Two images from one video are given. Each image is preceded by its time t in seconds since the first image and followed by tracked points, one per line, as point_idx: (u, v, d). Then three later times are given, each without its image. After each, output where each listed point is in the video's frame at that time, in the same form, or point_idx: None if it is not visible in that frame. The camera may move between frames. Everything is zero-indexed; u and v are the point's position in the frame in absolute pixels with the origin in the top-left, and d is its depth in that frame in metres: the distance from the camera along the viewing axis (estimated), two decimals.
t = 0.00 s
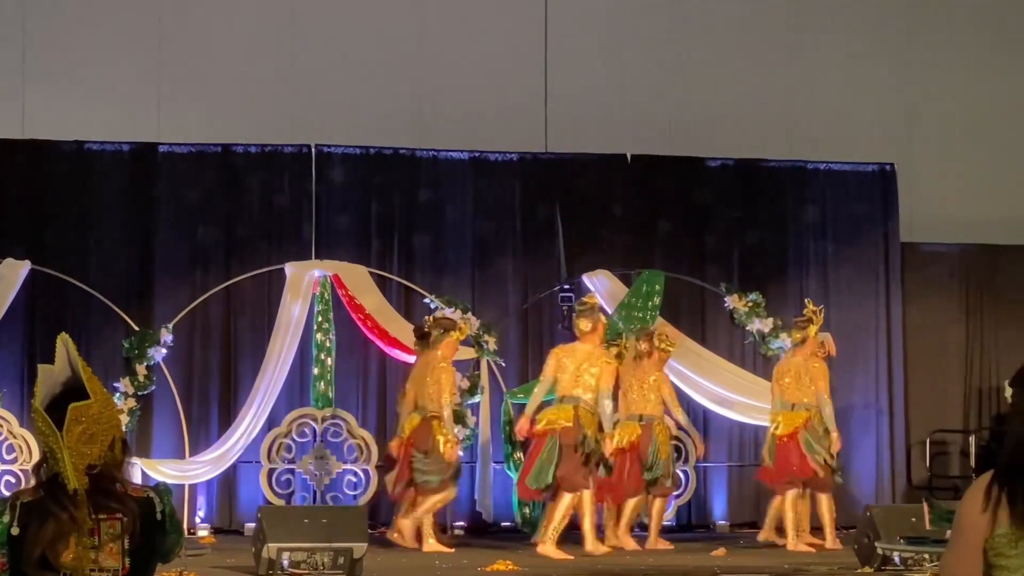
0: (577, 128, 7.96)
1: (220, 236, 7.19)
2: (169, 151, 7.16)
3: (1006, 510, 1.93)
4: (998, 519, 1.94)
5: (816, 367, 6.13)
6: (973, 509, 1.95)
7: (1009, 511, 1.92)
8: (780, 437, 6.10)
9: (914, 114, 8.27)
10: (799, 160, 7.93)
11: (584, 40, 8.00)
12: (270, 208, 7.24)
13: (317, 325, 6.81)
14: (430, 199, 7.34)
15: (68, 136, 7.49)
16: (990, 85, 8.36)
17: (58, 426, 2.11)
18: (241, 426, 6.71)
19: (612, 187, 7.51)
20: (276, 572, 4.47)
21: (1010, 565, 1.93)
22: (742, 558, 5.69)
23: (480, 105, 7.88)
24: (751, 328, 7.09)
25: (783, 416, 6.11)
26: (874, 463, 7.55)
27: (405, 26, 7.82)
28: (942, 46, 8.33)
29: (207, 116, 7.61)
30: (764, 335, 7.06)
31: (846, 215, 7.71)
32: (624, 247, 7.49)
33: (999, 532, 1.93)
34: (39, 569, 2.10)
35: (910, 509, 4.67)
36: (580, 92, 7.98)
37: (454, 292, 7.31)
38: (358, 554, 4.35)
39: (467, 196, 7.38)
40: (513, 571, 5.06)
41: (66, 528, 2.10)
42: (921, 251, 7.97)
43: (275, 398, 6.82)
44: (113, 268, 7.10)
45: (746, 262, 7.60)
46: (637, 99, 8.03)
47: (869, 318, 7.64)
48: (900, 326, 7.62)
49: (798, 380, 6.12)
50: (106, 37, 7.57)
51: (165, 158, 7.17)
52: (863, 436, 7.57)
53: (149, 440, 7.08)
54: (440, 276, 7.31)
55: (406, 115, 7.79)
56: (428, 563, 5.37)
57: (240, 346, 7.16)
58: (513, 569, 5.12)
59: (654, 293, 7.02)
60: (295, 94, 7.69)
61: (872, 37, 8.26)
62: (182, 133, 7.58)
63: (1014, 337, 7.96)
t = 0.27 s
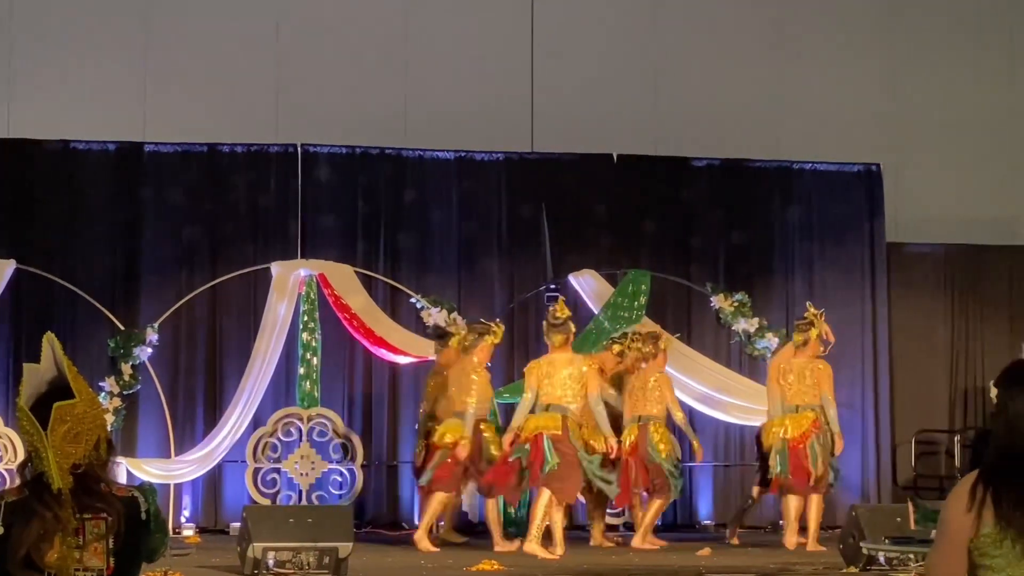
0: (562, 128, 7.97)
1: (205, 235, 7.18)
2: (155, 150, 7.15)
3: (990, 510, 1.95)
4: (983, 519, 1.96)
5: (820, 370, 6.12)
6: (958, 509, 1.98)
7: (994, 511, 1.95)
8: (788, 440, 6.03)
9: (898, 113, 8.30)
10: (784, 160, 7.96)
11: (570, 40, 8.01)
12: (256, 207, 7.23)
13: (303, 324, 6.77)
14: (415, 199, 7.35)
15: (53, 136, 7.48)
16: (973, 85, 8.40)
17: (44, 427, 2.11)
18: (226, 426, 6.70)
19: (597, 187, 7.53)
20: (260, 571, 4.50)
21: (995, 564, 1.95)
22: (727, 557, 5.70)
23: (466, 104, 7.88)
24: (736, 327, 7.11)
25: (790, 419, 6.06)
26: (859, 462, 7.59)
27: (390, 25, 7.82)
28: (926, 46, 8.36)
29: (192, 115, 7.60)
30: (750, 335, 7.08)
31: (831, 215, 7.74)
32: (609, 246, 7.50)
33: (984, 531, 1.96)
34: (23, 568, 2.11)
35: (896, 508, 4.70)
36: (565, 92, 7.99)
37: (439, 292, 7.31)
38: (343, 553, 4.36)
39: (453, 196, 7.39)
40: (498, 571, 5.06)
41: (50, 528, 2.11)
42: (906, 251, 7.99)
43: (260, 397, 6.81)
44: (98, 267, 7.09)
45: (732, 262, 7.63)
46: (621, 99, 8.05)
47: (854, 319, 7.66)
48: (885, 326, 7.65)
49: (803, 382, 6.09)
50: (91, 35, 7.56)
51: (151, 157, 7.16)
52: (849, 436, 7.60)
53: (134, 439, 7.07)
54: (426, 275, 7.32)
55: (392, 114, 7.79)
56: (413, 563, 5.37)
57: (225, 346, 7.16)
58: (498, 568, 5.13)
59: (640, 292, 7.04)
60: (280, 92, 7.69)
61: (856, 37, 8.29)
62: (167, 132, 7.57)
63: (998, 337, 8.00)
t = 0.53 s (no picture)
0: (550, 128, 7.98)
1: (192, 235, 7.17)
2: (141, 150, 7.14)
3: (976, 509, 1.89)
4: (970, 518, 1.90)
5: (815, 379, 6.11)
6: (944, 507, 1.91)
7: (979, 512, 1.89)
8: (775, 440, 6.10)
9: (884, 115, 8.33)
10: (770, 161, 7.98)
11: (557, 41, 8.03)
12: (242, 207, 7.23)
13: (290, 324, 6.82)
14: (402, 198, 7.35)
15: (39, 135, 7.47)
16: (959, 86, 8.43)
17: (27, 425, 2.11)
18: (213, 425, 6.69)
19: (584, 187, 7.54)
20: (246, 570, 4.49)
21: (981, 564, 1.90)
22: (714, 557, 5.71)
23: (453, 104, 7.88)
24: (723, 328, 7.36)
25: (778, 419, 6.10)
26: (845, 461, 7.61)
27: (377, 25, 7.83)
28: (912, 47, 8.40)
29: (179, 115, 7.59)
30: (736, 335, 7.35)
31: (817, 215, 7.77)
32: (596, 247, 7.52)
33: (968, 531, 1.90)
34: (9, 568, 2.10)
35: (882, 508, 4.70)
36: (552, 93, 8.00)
37: (426, 291, 7.32)
38: (330, 553, 4.38)
39: (439, 196, 7.39)
40: (485, 570, 5.06)
41: (35, 528, 2.10)
42: (891, 251, 8.02)
43: (247, 397, 6.80)
44: (84, 267, 7.08)
45: (718, 263, 7.65)
46: (608, 99, 8.06)
47: (840, 319, 7.70)
48: (871, 326, 7.68)
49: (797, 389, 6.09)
50: (78, 35, 7.55)
51: (137, 157, 7.15)
52: (835, 435, 7.63)
53: (121, 439, 7.06)
54: (413, 275, 7.32)
55: (379, 114, 7.79)
56: (400, 563, 5.37)
57: (212, 345, 7.15)
58: (484, 568, 5.13)
59: (626, 292, 7.07)
60: (267, 92, 7.68)
61: (842, 39, 8.32)
62: (154, 132, 7.56)
63: (984, 337, 8.03)
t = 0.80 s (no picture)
0: (538, 127, 7.99)
1: (180, 233, 7.17)
2: (129, 148, 7.13)
3: (962, 509, 1.90)
4: (956, 518, 1.91)
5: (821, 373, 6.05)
6: (931, 506, 1.92)
7: (964, 512, 1.90)
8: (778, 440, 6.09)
9: (871, 114, 8.36)
10: (758, 160, 8.01)
11: (545, 39, 8.04)
12: (230, 205, 7.22)
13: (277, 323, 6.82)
14: (390, 197, 7.35)
15: (27, 134, 7.46)
16: (946, 85, 8.46)
17: (10, 421, 2.12)
18: (200, 424, 6.68)
19: (572, 185, 7.55)
20: (232, 569, 4.48)
21: (968, 563, 1.91)
22: (700, 556, 5.73)
23: (442, 102, 7.89)
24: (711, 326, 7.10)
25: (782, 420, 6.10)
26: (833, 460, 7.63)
27: (365, 23, 7.83)
28: (898, 47, 8.43)
29: (167, 113, 7.59)
30: (724, 334, 7.08)
31: (805, 214, 7.79)
32: (584, 245, 7.53)
33: (954, 531, 1.91)
34: None
35: (869, 508, 4.72)
36: (541, 92, 8.01)
37: (414, 290, 7.32)
38: (316, 551, 4.42)
39: (427, 194, 7.39)
40: (472, 569, 5.06)
41: (19, 525, 2.11)
42: (878, 250, 8.05)
43: (234, 395, 6.80)
44: (71, 265, 7.07)
45: (706, 262, 7.66)
46: (596, 98, 8.08)
47: (827, 318, 7.72)
48: (859, 325, 7.70)
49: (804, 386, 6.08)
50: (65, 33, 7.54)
51: (125, 155, 7.14)
52: (822, 433, 7.65)
53: (108, 437, 7.05)
54: (401, 273, 7.32)
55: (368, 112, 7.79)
56: (387, 561, 5.37)
57: (199, 343, 7.14)
58: (471, 566, 5.13)
59: (614, 291, 7.07)
60: (255, 90, 7.68)
61: (830, 38, 8.35)
62: (142, 130, 7.56)
63: (971, 336, 8.06)
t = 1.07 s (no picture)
0: (526, 124, 8.00)
1: (168, 230, 7.16)
2: (117, 144, 7.12)
3: (949, 508, 1.98)
4: (942, 517, 1.99)
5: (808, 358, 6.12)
6: (918, 508, 2.01)
7: (952, 510, 1.98)
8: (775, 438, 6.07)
9: (859, 112, 8.38)
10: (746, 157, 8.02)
11: (534, 36, 8.04)
12: (219, 202, 7.21)
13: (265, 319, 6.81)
14: (379, 194, 7.34)
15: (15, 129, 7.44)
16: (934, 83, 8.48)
17: None
18: (188, 420, 6.67)
19: (560, 183, 7.56)
20: (220, 566, 4.42)
21: (954, 560, 1.99)
22: (688, 553, 5.73)
23: (430, 99, 7.89)
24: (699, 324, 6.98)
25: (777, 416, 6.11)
26: (821, 457, 7.65)
27: (354, 20, 7.83)
28: (886, 45, 8.45)
29: (155, 109, 7.58)
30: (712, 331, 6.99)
31: (794, 212, 7.80)
32: (573, 243, 7.54)
33: (942, 528, 1.99)
34: None
35: (857, 505, 4.70)
36: (529, 89, 8.02)
37: (402, 287, 7.33)
38: (304, 548, 4.43)
39: (416, 191, 7.39)
40: (460, 565, 5.06)
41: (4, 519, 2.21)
42: (867, 248, 8.07)
43: (222, 392, 6.79)
44: (59, 262, 7.06)
45: (694, 259, 7.68)
46: (585, 95, 8.08)
47: (815, 316, 7.74)
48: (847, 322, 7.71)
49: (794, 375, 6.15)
50: (53, 29, 7.53)
51: (113, 151, 7.13)
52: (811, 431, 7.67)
53: (95, 434, 7.04)
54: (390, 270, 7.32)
55: (356, 108, 7.79)
56: (376, 558, 5.36)
57: (187, 340, 7.14)
58: (459, 563, 5.12)
59: (602, 288, 7.00)
60: (244, 86, 7.67)
61: (818, 36, 8.36)
62: (130, 126, 7.55)
63: (960, 334, 8.08)
